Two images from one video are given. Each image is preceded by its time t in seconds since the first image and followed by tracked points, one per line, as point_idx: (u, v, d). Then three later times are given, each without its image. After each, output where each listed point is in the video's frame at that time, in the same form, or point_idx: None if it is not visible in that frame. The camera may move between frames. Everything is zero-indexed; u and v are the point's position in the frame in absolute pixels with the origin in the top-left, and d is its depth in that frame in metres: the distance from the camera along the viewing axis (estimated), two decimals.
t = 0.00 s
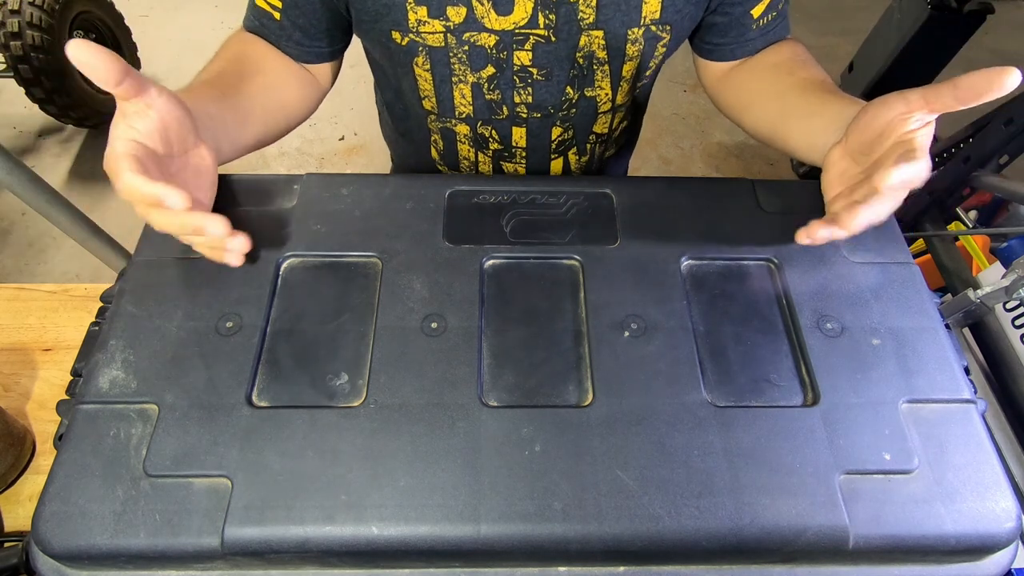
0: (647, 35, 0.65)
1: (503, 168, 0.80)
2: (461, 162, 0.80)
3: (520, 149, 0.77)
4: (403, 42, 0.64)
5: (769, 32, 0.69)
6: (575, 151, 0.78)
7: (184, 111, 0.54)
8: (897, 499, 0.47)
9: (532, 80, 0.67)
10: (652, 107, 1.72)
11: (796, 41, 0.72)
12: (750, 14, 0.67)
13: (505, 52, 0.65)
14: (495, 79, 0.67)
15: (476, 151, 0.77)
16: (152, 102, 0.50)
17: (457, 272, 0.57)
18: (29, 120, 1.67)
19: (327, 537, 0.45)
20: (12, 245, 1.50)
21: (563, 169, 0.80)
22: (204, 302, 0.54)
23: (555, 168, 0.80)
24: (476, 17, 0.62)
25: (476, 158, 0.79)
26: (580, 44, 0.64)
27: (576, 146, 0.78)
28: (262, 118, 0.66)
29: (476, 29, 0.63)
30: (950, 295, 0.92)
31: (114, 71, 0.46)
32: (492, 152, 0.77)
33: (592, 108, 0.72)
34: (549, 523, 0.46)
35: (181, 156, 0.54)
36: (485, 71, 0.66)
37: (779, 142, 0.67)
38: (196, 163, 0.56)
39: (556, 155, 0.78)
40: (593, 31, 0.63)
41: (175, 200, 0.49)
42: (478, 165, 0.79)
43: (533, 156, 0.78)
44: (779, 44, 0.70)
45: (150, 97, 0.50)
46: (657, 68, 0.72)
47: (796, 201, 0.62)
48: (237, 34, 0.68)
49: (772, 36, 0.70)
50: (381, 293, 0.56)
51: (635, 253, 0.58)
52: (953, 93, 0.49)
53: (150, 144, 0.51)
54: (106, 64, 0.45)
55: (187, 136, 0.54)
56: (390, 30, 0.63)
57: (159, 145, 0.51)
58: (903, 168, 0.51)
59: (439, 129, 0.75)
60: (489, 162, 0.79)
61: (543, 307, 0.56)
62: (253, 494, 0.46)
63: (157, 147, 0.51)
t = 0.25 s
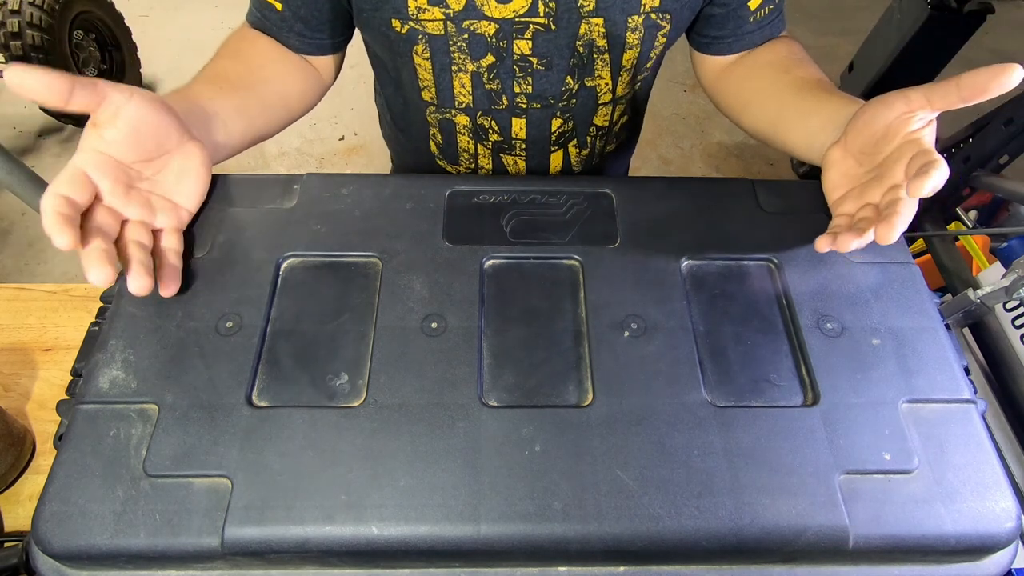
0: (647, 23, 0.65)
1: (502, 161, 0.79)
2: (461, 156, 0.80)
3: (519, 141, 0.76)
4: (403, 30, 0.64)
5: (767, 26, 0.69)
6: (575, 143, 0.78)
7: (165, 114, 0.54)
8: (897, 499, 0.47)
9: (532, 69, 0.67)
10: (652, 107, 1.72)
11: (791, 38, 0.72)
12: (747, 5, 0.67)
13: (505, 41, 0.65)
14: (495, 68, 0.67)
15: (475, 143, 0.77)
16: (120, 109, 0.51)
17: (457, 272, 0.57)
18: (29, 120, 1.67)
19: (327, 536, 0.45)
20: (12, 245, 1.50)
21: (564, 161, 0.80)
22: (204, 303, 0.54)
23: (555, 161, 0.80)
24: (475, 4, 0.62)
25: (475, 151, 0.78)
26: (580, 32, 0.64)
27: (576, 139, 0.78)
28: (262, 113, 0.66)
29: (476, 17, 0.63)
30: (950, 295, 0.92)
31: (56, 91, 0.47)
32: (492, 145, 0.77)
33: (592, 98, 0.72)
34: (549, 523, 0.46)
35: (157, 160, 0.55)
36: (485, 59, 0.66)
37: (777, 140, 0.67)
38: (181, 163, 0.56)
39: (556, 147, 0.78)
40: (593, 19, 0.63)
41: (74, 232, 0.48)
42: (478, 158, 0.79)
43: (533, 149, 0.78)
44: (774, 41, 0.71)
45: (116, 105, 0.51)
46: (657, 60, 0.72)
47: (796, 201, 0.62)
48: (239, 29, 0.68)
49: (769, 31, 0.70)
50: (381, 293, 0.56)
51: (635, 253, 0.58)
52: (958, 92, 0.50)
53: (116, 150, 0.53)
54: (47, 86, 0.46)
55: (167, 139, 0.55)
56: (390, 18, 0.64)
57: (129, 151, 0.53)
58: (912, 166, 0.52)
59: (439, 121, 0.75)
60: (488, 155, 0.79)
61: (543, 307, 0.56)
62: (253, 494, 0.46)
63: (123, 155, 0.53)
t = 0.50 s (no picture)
0: (646, 19, 0.65)
1: (500, 157, 0.80)
2: (459, 151, 0.80)
3: (518, 138, 0.76)
4: (402, 25, 0.64)
5: (765, 23, 0.69)
6: (573, 139, 0.78)
7: (175, 121, 0.54)
8: (897, 499, 0.47)
9: (531, 65, 0.67)
10: (652, 107, 1.72)
11: (790, 37, 0.72)
12: (745, 3, 0.67)
13: (503, 37, 0.65)
14: (494, 63, 0.67)
15: (474, 139, 0.77)
16: (134, 120, 0.51)
17: (457, 272, 0.57)
18: (29, 120, 1.67)
19: (327, 536, 0.45)
20: (12, 245, 1.50)
21: (563, 158, 0.80)
22: (204, 303, 0.54)
23: (553, 158, 0.80)
24: None
25: (474, 146, 0.78)
26: (578, 28, 0.64)
27: (574, 135, 0.78)
28: (262, 111, 0.65)
29: (475, 12, 0.63)
30: (951, 295, 0.92)
31: (81, 111, 0.46)
32: (489, 140, 0.77)
33: (590, 95, 0.72)
34: (549, 523, 0.46)
35: (162, 163, 0.55)
36: (483, 54, 0.66)
37: (777, 140, 0.67)
38: (185, 166, 0.56)
39: (554, 144, 0.78)
40: (591, 15, 0.63)
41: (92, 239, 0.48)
42: (476, 153, 0.79)
43: (532, 145, 0.78)
44: (773, 40, 0.71)
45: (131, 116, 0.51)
46: (656, 56, 0.72)
47: (796, 201, 0.62)
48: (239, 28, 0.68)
49: (768, 30, 0.70)
50: (381, 293, 0.56)
51: (635, 253, 0.58)
52: (958, 90, 0.51)
53: (123, 155, 0.52)
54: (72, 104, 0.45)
55: (174, 144, 0.55)
56: (389, 13, 0.64)
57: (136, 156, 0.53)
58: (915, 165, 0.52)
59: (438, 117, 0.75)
60: (487, 151, 0.79)
61: (543, 307, 0.56)
62: (253, 494, 0.46)
63: (132, 160, 0.53)
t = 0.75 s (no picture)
0: (647, 20, 0.65)
1: (502, 155, 0.80)
2: (461, 150, 0.80)
3: (519, 137, 0.77)
4: (405, 25, 0.64)
5: (764, 25, 0.69)
6: (574, 138, 0.78)
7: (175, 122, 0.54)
8: (897, 499, 0.47)
9: (533, 65, 0.67)
10: (652, 107, 1.72)
11: (790, 37, 0.72)
12: (745, 4, 0.67)
13: (506, 37, 0.65)
14: (497, 63, 0.67)
15: (475, 137, 0.77)
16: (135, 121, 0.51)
17: (457, 272, 0.57)
18: (29, 120, 1.67)
19: (327, 536, 0.45)
20: (12, 245, 1.50)
21: (563, 156, 0.80)
22: (204, 303, 0.54)
23: (553, 156, 0.80)
24: None
25: (475, 145, 0.78)
26: (580, 29, 0.64)
27: (575, 134, 0.78)
28: (262, 110, 0.65)
29: (478, 13, 0.63)
30: (951, 295, 0.92)
31: (82, 113, 0.46)
32: (491, 139, 0.77)
33: (591, 94, 0.72)
34: (549, 523, 0.46)
35: (163, 163, 0.55)
36: (486, 54, 0.66)
37: (777, 140, 0.67)
38: (185, 166, 0.56)
39: (554, 142, 0.78)
40: (593, 16, 0.63)
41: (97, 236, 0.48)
42: (477, 152, 0.79)
43: (532, 143, 0.78)
44: (773, 41, 0.71)
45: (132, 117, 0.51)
46: (657, 56, 0.72)
47: (796, 201, 0.62)
48: (240, 27, 0.68)
49: (768, 31, 0.70)
50: (381, 293, 0.56)
51: (635, 253, 0.58)
52: (957, 88, 0.50)
53: (123, 155, 0.52)
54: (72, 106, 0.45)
55: (174, 144, 0.55)
56: (392, 13, 0.64)
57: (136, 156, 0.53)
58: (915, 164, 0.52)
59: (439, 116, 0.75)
60: (488, 150, 0.79)
61: (543, 307, 0.56)
62: (253, 494, 0.46)
63: (133, 160, 0.53)
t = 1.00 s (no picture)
0: (647, 24, 0.65)
1: (503, 157, 0.80)
2: (461, 151, 0.80)
3: (519, 138, 0.76)
4: (407, 28, 0.64)
5: (764, 27, 0.69)
6: (574, 140, 0.78)
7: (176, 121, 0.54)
8: (897, 499, 0.47)
9: (533, 68, 0.67)
10: (652, 107, 1.72)
11: (790, 38, 0.72)
12: (745, 7, 0.68)
13: (506, 40, 0.65)
14: (497, 66, 0.67)
15: (476, 138, 0.77)
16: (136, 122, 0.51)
17: (457, 272, 0.57)
18: (29, 120, 1.67)
19: (327, 536, 0.45)
20: (12, 245, 1.50)
21: (563, 157, 0.80)
22: (204, 303, 0.54)
23: (554, 157, 0.80)
24: (478, 4, 0.62)
25: (475, 146, 0.78)
26: (580, 33, 0.64)
27: (575, 135, 0.78)
28: (263, 111, 0.65)
29: (479, 17, 0.63)
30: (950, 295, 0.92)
31: (84, 114, 0.46)
32: (492, 141, 0.77)
33: (591, 97, 0.72)
34: (549, 523, 0.46)
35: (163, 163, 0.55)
36: (487, 57, 0.66)
37: (776, 140, 0.67)
38: (185, 166, 0.57)
39: (555, 143, 0.78)
40: (593, 20, 0.63)
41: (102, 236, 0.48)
42: (478, 153, 0.79)
43: (533, 145, 0.78)
44: (773, 43, 0.70)
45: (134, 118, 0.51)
46: (656, 59, 0.72)
47: (796, 201, 0.62)
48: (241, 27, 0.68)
49: (769, 33, 0.70)
50: (381, 293, 0.56)
51: (635, 253, 0.58)
52: (956, 88, 0.50)
53: (124, 155, 0.52)
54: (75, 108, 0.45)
55: (175, 145, 0.55)
56: (393, 16, 0.64)
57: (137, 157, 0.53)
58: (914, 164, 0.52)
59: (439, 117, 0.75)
60: (489, 150, 0.79)
61: (543, 307, 0.56)
62: (253, 494, 0.46)
63: (133, 161, 0.53)
